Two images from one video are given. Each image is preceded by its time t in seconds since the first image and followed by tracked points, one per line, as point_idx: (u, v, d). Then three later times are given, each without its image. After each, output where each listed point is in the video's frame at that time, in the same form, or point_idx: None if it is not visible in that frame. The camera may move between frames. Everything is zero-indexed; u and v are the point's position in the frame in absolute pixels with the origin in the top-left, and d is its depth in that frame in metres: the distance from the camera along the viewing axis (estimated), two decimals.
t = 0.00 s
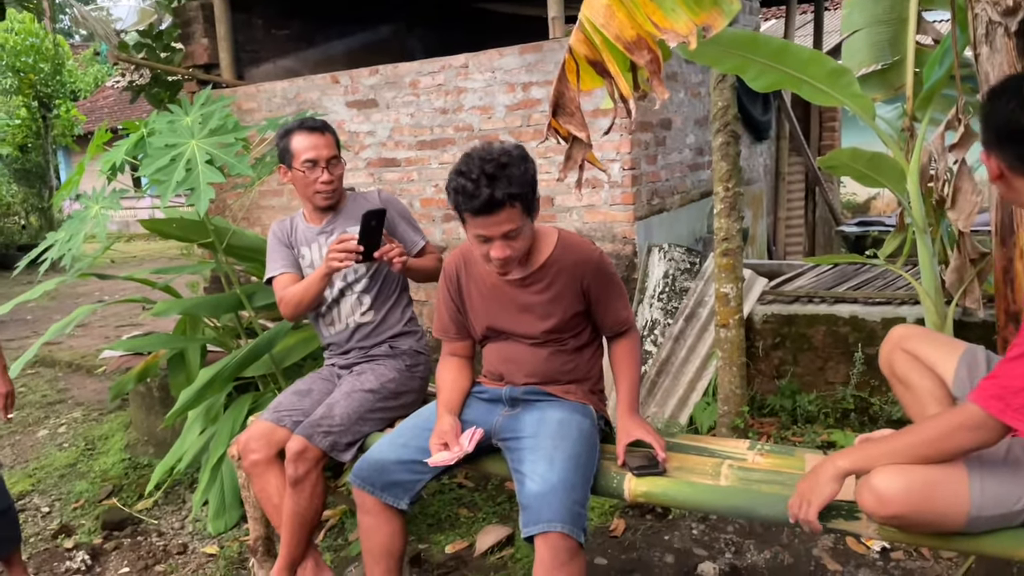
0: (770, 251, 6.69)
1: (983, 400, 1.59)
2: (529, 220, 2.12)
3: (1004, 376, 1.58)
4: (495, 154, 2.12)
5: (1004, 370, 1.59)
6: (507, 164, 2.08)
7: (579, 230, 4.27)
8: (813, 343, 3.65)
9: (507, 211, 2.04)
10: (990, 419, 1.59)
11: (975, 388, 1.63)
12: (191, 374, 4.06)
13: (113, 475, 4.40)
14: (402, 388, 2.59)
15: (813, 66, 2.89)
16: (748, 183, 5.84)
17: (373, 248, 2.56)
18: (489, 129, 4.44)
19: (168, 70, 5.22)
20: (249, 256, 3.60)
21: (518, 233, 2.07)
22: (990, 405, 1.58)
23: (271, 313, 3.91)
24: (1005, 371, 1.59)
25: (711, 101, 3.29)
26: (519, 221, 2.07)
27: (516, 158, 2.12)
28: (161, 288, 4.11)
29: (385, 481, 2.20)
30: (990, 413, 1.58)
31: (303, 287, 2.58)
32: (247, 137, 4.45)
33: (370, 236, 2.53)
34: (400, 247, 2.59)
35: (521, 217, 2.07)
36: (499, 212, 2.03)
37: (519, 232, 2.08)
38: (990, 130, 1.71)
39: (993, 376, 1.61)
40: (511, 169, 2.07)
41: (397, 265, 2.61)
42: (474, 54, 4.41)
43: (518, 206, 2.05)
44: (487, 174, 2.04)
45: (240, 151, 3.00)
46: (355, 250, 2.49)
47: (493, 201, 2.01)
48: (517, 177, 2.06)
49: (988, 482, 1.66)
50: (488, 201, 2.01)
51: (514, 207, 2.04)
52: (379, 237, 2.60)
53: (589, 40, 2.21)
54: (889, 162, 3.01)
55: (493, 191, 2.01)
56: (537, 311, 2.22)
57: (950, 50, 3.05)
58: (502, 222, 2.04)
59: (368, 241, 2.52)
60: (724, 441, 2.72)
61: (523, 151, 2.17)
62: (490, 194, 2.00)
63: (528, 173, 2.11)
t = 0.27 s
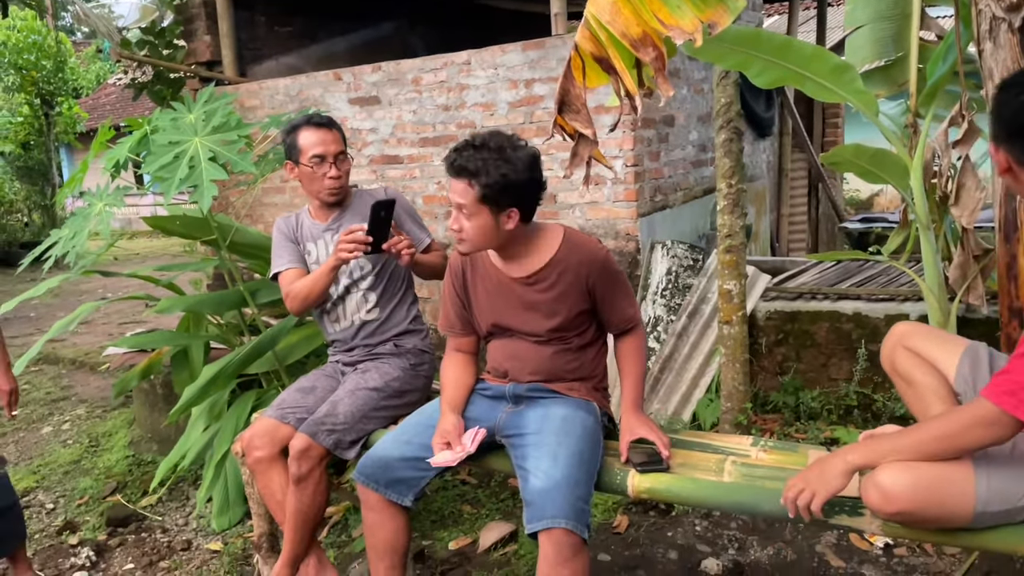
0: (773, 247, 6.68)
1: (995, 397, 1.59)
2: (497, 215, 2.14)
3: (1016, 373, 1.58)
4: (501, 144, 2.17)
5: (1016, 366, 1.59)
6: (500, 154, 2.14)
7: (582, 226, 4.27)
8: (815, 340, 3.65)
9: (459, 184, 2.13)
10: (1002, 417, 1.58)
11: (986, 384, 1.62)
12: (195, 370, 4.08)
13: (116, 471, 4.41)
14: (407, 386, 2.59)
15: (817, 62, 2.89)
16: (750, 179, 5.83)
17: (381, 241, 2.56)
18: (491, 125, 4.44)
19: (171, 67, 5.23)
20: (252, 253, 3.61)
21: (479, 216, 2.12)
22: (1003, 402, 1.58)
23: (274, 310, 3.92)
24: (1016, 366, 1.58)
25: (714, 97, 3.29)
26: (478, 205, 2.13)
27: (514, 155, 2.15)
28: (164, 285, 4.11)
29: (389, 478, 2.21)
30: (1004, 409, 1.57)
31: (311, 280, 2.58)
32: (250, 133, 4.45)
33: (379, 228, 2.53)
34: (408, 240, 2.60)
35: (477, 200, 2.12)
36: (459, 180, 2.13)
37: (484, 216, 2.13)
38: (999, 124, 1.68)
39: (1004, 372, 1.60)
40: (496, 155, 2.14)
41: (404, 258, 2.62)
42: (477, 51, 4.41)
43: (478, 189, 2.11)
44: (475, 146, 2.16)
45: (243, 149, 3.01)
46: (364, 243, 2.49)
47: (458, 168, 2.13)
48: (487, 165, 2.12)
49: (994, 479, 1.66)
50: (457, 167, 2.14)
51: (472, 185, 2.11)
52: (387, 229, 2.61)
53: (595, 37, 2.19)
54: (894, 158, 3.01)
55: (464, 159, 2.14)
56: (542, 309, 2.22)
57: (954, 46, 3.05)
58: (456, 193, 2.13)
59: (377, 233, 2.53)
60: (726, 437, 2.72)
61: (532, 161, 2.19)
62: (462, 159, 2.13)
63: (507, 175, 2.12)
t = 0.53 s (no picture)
0: (775, 244, 6.68)
1: (988, 395, 1.58)
2: (489, 206, 2.15)
3: (1007, 370, 1.57)
4: (501, 137, 2.17)
5: (1007, 363, 1.58)
6: (497, 145, 2.15)
7: (583, 224, 4.26)
8: (818, 336, 3.65)
9: (455, 173, 2.16)
10: (996, 415, 1.57)
11: (979, 382, 1.61)
12: (197, 368, 4.09)
13: (119, 470, 4.41)
14: (409, 384, 2.59)
15: (820, 59, 2.88)
16: (752, 176, 5.83)
17: (383, 236, 2.56)
18: (492, 122, 4.43)
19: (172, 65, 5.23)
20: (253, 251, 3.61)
21: (472, 206, 2.15)
22: (995, 400, 1.57)
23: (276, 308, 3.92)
24: (1008, 363, 1.57)
25: (716, 94, 3.28)
26: (469, 195, 2.15)
27: (510, 148, 2.15)
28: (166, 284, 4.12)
29: (392, 476, 2.21)
30: (996, 408, 1.56)
31: (314, 277, 2.58)
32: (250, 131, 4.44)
33: (380, 222, 2.53)
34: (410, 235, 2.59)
35: (471, 190, 2.14)
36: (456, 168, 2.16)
37: (480, 208, 2.15)
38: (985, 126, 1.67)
39: (996, 370, 1.59)
40: (493, 146, 2.15)
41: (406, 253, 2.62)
42: (477, 48, 4.41)
43: (471, 177, 2.13)
44: (475, 136, 2.18)
45: (244, 147, 3.00)
46: (365, 237, 2.49)
47: (456, 156, 2.16)
48: (481, 156, 2.13)
49: (995, 473, 1.65)
50: (456, 155, 2.16)
51: (466, 174, 2.14)
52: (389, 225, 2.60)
53: (599, 34, 2.19)
54: (896, 153, 3.00)
55: (462, 147, 2.16)
56: (542, 306, 2.22)
57: (956, 40, 3.04)
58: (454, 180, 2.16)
59: (378, 226, 2.53)
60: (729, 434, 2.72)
61: (528, 156, 2.18)
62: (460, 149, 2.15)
63: (498, 167, 2.12)
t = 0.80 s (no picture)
0: (776, 240, 6.69)
1: (984, 393, 1.57)
2: (496, 201, 2.15)
3: (1002, 368, 1.55)
4: (507, 133, 2.18)
5: (1002, 361, 1.56)
6: (504, 140, 2.15)
7: (585, 220, 4.25)
8: (821, 332, 3.65)
9: (462, 168, 2.17)
10: (994, 412, 1.56)
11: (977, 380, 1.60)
12: (200, 366, 4.09)
13: (122, 467, 4.42)
14: (414, 381, 2.59)
15: (823, 54, 2.88)
16: (753, 172, 5.83)
17: (384, 234, 2.56)
18: (494, 119, 4.43)
19: (173, 63, 5.22)
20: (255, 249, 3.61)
21: (479, 203, 2.15)
22: (991, 398, 1.56)
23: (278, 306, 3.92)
24: (1003, 360, 1.56)
25: (718, 90, 3.28)
26: (477, 190, 2.14)
27: (516, 144, 2.15)
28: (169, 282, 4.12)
29: (398, 472, 2.21)
30: (993, 405, 1.55)
31: (317, 275, 2.58)
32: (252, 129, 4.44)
33: (381, 220, 2.53)
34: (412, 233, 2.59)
35: (477, 186, 2.14)
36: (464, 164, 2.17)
37: (485, 204, 2.15)
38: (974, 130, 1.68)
39: (992, 367, 1.58)
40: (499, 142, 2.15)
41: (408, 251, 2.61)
42: (479, 45, 4.40)
43: (478, 172, 2.13)
44: (483, 132, 2.18)
45: (247, 144, 3.00)
46: (366, 235, 2.49)
47: (465, 152, 2.17)
48: (489, 152, 2.13)
49: (1004, 469, 1.64)
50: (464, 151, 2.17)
51: (473, 169, 2.14)
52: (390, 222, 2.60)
53: (610, 30, 2.19)
54: (899, 148, 3.00)
55: (470, 143, 2.16)
56: (547, 303, 2.22)
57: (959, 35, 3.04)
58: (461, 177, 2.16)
59: (379, 225, 2.53)
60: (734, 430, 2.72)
61: (535, 152, 2.18)
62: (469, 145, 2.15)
63: (507, 160, 2.12)
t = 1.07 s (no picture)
0: (778, 234, 6.69)
1: (1003, 385, 1.60)
2: (513, 200, 2.14)
3: (1019, 361, 1.59)
4: (511, 130, 2.16)
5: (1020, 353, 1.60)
6: (510, 138, 2.13)
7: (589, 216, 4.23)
8: (827, 327, 3.65)
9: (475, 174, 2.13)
10: (1013, 404, 1.59)
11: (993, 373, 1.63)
12: (205, 364, 4.09)
13: (127, 465, 4.41)
14: (423, 377, 2.58)
15: (828, 47, 2.87)
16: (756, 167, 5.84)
17: (390, 231, 2.55)
18: (497, 115, 4.42)
19: (173, 60, 5.20)
20: (259, 246, 3.60)
21: (494, 205, 2.13)
22: (1010, 390, 1.59)
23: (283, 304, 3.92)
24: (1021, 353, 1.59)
25: (723, 84, 3.28)
26: (492, 192, 2.12)
27: (524, 139, 2.14)
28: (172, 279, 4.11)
29: (410, 468, 2.21)
30: (1012, 397, 1.58)
31: (324, 272, 2.58)
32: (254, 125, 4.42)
33: (386, 219, 2.52)
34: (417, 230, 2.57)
35: (494, 188, 2.11)
36: (474, 170, 2.13)
37: (501, 206, 2.12)
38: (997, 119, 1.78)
39: (1009, 360, 1.61)
40: (505, 142, 2.13)
41: (415, 249, 2.60)
42: (482, 40, 4.39)
43: (490, 174, 2.10)
44: (488, 133, 2.15)
45: (253, 141, 2.99)
46: (372, 233, 2.48)
47: (473, 157, 2.13)
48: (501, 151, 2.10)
49: None
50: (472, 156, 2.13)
51: (486, 172, 2.11)
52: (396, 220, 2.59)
53: (631, 23, 2.20)
54: (906, 142, 3.00)
55: (477, 147, 2.13)
56: (556, 300, 2.20)
57: (965, 29, 3.03)
58: (472, 181, 2.13)
59: (385, 223, 2.52)
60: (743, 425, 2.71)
61: (543, 144, 2.18)
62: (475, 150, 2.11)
63: (520, 159, 2.11)
